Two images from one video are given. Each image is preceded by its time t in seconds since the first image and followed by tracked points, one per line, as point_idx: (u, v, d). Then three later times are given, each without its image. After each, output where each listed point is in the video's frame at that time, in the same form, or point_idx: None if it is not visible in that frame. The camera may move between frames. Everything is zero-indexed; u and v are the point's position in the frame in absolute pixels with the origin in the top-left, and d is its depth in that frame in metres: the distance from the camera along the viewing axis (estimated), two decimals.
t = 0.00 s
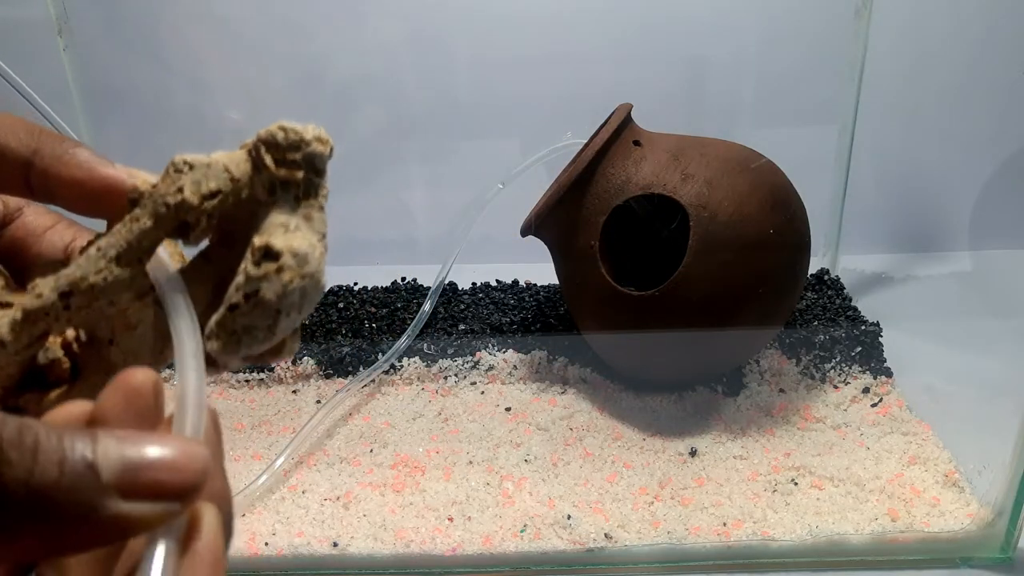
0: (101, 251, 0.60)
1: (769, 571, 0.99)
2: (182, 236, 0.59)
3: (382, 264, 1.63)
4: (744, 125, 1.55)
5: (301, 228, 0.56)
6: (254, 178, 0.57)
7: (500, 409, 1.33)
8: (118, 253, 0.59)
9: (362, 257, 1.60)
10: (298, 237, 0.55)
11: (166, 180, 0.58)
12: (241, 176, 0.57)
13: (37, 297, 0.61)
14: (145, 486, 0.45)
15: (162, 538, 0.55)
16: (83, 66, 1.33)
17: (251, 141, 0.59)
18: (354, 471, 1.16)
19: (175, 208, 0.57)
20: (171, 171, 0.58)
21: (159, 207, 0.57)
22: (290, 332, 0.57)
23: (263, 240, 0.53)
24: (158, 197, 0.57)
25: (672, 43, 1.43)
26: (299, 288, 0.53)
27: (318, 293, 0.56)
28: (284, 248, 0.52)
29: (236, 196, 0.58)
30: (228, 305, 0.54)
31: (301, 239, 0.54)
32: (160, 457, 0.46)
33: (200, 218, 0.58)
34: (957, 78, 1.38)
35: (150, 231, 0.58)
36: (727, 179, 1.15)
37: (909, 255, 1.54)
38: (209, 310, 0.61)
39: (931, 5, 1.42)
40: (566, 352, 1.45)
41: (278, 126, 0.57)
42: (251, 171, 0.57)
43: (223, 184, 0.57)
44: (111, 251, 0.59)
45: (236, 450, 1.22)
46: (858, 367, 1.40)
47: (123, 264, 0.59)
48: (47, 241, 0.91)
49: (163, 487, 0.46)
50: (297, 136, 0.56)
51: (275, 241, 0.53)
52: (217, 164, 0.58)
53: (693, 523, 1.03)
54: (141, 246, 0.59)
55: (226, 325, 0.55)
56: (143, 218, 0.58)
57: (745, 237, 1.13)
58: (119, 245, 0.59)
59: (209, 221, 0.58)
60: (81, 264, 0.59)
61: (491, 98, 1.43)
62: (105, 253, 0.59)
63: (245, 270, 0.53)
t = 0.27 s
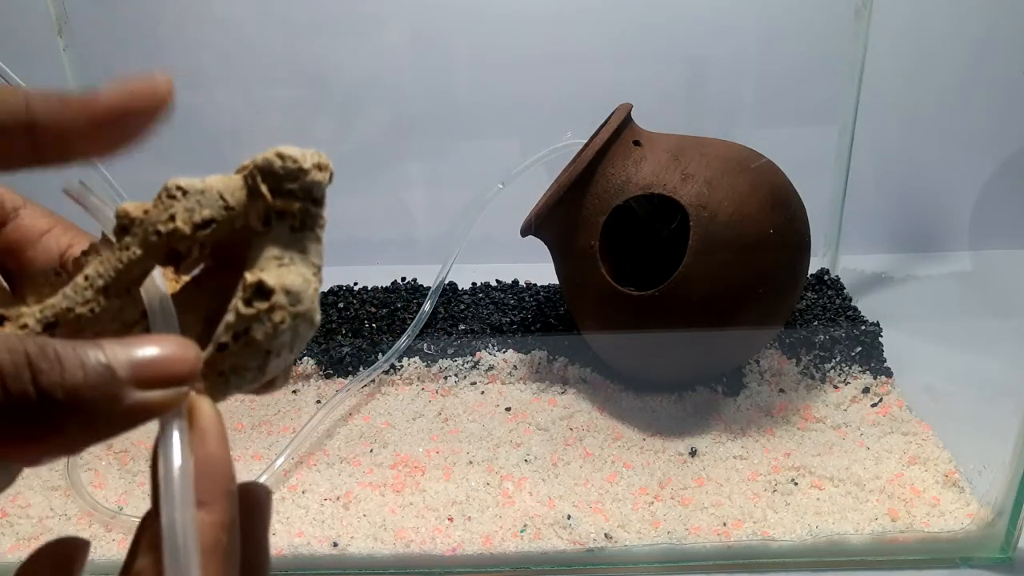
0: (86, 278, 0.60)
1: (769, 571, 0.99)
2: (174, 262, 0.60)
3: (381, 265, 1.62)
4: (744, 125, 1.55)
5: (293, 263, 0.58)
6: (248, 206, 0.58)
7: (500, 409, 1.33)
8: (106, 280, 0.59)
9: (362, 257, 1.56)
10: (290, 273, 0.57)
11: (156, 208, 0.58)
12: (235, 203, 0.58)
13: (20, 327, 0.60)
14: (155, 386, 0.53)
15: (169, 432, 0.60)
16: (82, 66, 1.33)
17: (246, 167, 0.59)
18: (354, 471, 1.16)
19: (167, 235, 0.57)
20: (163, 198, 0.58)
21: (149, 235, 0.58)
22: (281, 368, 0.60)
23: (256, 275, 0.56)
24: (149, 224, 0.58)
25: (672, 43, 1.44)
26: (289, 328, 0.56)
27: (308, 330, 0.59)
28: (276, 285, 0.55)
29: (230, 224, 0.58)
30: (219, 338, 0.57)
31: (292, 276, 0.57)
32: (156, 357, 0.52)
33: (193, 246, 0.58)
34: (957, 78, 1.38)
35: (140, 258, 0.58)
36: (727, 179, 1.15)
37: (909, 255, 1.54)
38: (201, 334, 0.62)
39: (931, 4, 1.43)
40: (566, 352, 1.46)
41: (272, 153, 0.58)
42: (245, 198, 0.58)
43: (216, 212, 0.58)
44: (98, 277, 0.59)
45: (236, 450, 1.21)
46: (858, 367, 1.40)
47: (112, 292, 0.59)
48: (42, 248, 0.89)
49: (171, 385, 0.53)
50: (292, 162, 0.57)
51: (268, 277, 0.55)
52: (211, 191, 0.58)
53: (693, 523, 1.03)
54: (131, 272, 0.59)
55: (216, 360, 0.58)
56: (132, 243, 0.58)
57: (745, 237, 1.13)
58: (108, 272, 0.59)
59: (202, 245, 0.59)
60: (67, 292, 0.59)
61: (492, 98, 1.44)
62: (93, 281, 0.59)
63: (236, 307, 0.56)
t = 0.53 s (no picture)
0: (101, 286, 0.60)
1: (769, 571, 0.99)
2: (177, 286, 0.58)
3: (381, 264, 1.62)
4: (744, 125, 1.55)
5: (294, 306, 0.57)
6: (251, 244, 0.55)
7: (500, 409, 1.33)
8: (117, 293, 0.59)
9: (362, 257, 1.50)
10: (290, 317, 0.57)
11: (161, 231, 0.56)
12: (239, 241, 0.55)
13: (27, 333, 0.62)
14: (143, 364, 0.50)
15: (153, 424, 0.53)
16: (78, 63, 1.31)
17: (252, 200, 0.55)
18: (354, 471, 1.16)
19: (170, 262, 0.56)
20: (169, 221, 0.56)
21: (154, 259, 0.56)
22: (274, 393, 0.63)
23: (255, 321, 0.55)
24: (154, 249, 0.56)
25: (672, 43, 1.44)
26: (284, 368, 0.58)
27: (302, 361, 0.61)
28: (275, 334, 0.55)
29: (234, 259, 0.56)
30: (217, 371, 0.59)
31: (291, 321, 0.57)
32: (140, 338, 0.50)
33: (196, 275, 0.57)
34: (957, 78, 1.38)
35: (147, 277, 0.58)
36: (727, 179, 1.15)
37: (909, 255, 1.55)
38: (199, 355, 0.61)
39: (932, 4, 1.43)
40: (566, 352, 1.46)
41: (281, 195, 0.54)
42: (249, 236, 0.55)
43: (219, 247, 0.55)
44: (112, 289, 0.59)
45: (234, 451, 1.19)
46: (858, 367, 1.40)
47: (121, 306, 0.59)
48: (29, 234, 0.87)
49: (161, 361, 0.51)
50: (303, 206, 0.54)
51: (267, 326, 0.55)
52: (215, 222, 0.55)
53: (693, 523, 1.03)
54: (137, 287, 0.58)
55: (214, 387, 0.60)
56: (139, 263, 0.57)
57: (745, 237, 1.13)
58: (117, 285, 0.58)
59: (204, 274, 0.57)
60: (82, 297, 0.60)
61: (492, 98, 1.45)
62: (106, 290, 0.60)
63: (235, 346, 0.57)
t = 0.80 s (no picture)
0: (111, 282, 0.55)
1: (768, 571, 0.99)
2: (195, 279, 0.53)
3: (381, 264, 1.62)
4: (744, 125, 1.55)
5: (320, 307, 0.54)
6: (285, 239, 0.53)
7: (500, 409, 1.33)
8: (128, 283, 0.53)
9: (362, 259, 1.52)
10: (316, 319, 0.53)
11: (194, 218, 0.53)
12: (273, 234, 0.53)
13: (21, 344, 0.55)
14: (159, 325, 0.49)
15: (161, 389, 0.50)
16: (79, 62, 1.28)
17: (289, 200, 0.55)
18: (354, 471, 1.16)
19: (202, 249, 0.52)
20: (203, 211, 0.53)
21: (182, 245, 0.52)
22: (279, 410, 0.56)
23: (280, 318, 0.51)
24: (183, 235, 0.52)
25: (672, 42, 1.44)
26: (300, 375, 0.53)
27: (315, 372, 0.56)
28: (301, 332, 0.51)
29: (264, 253, 0.53)
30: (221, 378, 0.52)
31: (315, 322, 0.53)
32: (153, 293, 0.48)
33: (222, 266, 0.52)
34: (957, 78, 1.38)
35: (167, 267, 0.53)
36: (727, 179, 1.15)
37: (909, 255, 1.55)
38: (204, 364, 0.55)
39: (931, 5, 1.43)
40: (566, 352, 1.46)
41: (320, 194, 0.54)
42: (283, 231, 0.53)
43: (253, 239, 0.52)
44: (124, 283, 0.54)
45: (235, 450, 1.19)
46: (858, 367, 1.40)
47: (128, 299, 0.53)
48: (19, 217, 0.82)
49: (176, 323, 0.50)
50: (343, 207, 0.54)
51: (294, 322, 0.51)
52: (251, 215, 0.53)
53: (693, 523, 1.03)
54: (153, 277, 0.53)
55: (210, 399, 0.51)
56: (163, 252, 0.53)
57: (745, 237, 1.13)
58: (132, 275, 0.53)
59: (232, 266, 0.53)
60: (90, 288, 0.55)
61: (491, 99, 1.45)
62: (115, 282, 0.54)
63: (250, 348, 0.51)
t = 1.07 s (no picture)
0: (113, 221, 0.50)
1: (768, 571, 0.99)
2: (206, 217, 0.51)
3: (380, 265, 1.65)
4: (744, 124, 1.55)
5: (332, 241, 0.53)
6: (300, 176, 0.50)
7: (500, 409, 1.33)
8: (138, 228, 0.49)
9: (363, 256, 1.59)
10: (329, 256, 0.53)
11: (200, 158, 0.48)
12: (283, 170, 0.49)
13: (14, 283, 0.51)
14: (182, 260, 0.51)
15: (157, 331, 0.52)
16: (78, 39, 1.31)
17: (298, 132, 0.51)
18: (354, 471, 1.16)
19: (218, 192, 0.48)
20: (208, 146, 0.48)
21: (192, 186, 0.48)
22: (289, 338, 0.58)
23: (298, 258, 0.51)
24: (193, 177, 0.48)
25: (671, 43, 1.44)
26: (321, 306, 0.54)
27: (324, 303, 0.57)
28: (322, 274, 0.52)
29: (276, 188, 0.50)
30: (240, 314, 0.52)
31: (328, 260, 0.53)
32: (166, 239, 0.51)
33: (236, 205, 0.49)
34: (958, 78, 1.38)
35: (175, 207, 0.49)
36: (727, 179, 1.15)
37: (909, 255, 1.55)
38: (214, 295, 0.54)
39: (932, 4, 1.42)
40: (566, 352, 1.46)
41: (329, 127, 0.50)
42: (295, 167, 0.50)
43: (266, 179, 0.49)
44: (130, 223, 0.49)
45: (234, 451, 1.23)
46: (858, 367, 1.40)
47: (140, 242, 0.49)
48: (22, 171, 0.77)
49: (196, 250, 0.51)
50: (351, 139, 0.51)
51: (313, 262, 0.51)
52: (260, 150, 0.49)
53: (693, 523, 1.03)
54: (166, 223, 0.49)
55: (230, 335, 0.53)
56: (171, 193, 0.49)
57: (745, 237, 1.13)
58: (141, 218, 0.49)
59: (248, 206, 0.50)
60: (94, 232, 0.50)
61: (491, 99, 1.45)
62: (119, 228, 0.49)
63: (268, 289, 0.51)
